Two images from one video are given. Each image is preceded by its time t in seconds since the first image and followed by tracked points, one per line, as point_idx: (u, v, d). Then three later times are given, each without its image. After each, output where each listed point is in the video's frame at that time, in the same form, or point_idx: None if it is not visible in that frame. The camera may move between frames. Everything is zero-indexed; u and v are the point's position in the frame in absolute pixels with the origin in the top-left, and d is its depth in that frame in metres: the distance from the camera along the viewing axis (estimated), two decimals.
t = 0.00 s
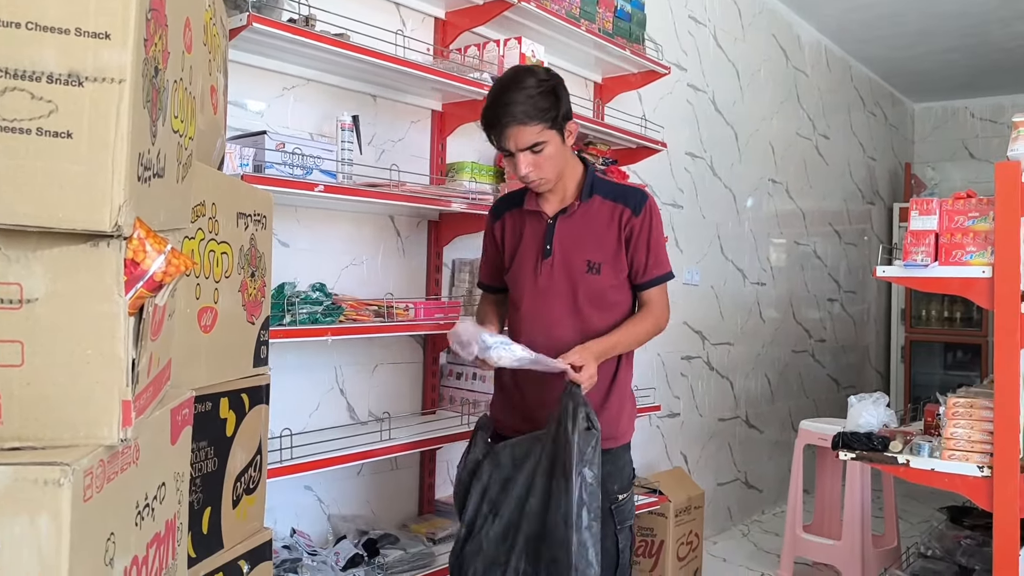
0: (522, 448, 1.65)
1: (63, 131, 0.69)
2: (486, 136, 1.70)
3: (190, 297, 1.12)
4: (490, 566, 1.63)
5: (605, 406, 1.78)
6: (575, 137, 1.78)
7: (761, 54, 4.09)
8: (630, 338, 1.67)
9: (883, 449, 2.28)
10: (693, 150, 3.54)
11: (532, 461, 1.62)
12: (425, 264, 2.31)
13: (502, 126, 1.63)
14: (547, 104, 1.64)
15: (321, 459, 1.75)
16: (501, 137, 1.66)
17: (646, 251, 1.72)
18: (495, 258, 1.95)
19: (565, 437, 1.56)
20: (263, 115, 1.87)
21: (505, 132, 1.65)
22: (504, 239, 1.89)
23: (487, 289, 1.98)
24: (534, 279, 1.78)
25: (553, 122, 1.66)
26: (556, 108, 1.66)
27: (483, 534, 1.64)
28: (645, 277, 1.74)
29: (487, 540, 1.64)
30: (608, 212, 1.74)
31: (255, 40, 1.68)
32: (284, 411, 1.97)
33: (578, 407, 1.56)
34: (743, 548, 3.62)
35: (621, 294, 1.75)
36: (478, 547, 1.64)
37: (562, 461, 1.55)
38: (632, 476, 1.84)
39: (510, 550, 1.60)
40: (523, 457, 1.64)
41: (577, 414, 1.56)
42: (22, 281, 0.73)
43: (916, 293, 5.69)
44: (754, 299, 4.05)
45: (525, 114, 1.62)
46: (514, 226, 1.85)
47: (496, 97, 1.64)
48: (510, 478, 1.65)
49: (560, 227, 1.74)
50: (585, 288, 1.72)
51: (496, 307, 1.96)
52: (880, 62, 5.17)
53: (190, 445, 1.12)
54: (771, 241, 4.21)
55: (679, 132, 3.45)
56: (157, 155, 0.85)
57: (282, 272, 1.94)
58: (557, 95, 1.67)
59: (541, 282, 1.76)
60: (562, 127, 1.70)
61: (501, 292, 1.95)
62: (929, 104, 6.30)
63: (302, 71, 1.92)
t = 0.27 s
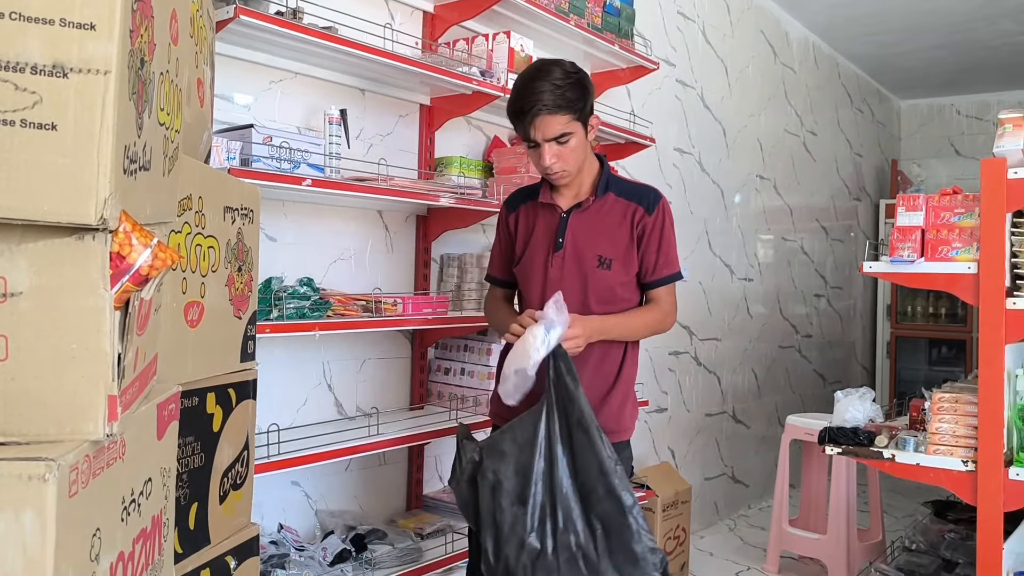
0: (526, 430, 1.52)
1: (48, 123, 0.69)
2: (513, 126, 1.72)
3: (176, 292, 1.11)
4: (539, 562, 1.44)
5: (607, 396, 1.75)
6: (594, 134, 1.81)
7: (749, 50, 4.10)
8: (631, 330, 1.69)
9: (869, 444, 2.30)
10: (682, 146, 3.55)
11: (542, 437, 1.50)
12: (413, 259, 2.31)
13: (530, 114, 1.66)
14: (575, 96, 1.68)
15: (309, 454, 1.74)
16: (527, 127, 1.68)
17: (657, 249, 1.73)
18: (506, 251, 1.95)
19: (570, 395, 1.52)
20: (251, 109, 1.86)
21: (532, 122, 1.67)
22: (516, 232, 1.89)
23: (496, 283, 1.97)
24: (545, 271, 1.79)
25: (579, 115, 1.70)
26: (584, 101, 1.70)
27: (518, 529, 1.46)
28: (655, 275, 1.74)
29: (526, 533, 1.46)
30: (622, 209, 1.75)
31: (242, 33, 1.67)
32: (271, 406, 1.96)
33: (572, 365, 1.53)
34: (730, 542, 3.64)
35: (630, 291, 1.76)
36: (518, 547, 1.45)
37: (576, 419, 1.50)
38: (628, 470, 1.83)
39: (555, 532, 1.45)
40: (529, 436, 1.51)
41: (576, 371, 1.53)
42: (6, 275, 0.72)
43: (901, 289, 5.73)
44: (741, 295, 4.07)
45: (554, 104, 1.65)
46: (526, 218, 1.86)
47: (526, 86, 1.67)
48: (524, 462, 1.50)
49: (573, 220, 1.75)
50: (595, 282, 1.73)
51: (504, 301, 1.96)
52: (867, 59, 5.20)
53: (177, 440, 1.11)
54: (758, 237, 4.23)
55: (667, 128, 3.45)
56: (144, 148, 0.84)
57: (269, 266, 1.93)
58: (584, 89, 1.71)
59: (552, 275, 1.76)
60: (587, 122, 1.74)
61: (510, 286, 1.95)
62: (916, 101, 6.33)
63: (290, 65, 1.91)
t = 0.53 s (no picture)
0: (568, 420, 1.54)
1: (44, 119, 0.69)
2: (532, 124, 1.74)
3: (173, 289, 1.11)
4: (603, 546, 1.47)
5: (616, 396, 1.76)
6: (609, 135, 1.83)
7: (746, 49, 4.10)
8: (642, 331, 1.70)
9: (864, 442, 2.30)
10: (679, 145, 3.56)
11: (586, 424, 1.54)
12: (410, 257, 2.31)
13: (550, 112, 1.68)
14: (594, 95, 1.70)
15: (307, 451, 1.74)
16: (547, 125, 1.70)
17: (670, 252, 1.74)
18: (517, 248, 1.95)
19: (606, 382, 1.58)
20: (247, 106, 1.86)
21: (551, 119, 1.69)
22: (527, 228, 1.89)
23: (506, 280, 1.97)
24: (557, 269, 1.79)
25: (597, 113, 1.72)
26: (602, 100, 1.72)
27: (579, 518, 1.47)
28: (667, 278, 1.75)
29: (587, 521, 1.47)
30: (637, 211, 1.76)
31: (239, 30, 1.67)
32: (268, 403, 1.96)
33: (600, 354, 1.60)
34: (726, 540, 3.65)
35: (641, 292, 1.77)
36: (582, 535, 1.46)
37: (616, 403, 1.56)
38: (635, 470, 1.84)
39: (615, 515, 1.49)
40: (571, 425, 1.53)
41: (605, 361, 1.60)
42: (2, 272, 0.72)
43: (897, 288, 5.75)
44: (737, 293, 4.08)
45: (573, 102, 1.67)
46: (539, 215, 1.86)
47: (546, 84, 1.69)
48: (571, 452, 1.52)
49: (588, 219, 1.75)
50: (608, 282, 1.73)
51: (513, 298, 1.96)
52: (864, 58, 5.21)
53: (174, 437, 1.11)
54: (755, 236, 4.24)
55: (664, 127, 3.45)
56: (140, 145, 0.84)
57: (266, 264, 1.93)
58: (604, 88, 1.73)
59: (564, 273, 1.76)
60: (604, 121, 1.76)
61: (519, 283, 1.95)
62: (912, 100, 6.34)
63: (287, 62, 1.91)
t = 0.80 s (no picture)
0: (578, 425, 1.55)
1: (46, 131, 0.69)
2: (543, 132, 1.76)
3: (174, 298, 1.12)
4: (600, 558, 1.47)
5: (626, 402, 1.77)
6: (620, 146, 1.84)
7: (746, 56, 4.11)
8: (652, 338, 1.71)
9: (865, 449, 2.30)
10: (679, 152, 3.56)
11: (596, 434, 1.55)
12: (411, 265, 2.31)
13: (560, 121, 1.69)
14: (605, 106, 1.71)
15: (306, 459, 1.75)
16: (556, 134, 1.72)
17: (679, 261, 1.76)
18: (528, 257, 1.97)
19: (618, 392, 1.60)
20: (249, 114, 1.87)
21: (561, 128, 1.70)
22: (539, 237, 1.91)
23: (517, 288, 1.98)
24: (569, 278, 1.81)
25: (608, 124, 1.73)
26: (613, 111, 1.73)
27: (578, 526, 1.48)
28: (676, 287, 1.77)
29: (586, 528, 1.48)
30: (647, 221, 1.78)
31: (240, 39, 1.68)
32: (268, 411, 1.97)
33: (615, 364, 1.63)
34: (727, 546, 3.64)
35: (650, 301, 1.79)
36: (580, 543, 1.47)
37: (627, 417, 1.58)
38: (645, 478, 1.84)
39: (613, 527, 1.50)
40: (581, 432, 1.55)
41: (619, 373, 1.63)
42: (5, 281, 0.73)
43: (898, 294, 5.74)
44: (738, 300, 4.08)
45: (584, 112, 1.68)
46: (550, 224, 1.88)
47: (557, 93, 1.71)
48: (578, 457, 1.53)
49: (599, 229, 1.78)
50: (618, 291, 1.75)
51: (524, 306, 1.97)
52: (864, 64, 5.22)
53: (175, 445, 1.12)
54: (755, 242, 4.24)
55: (664, 134, 3.46)
56: (141, 155, 0.85)
57: (267, 272, 1.94)
58: (615, 99, 1.74)
59: (575, 281, 1.79)
60: (615, 131, 1.77)
61: (530, 291, 1.97)
62: (912, 106, 6.35)
63: (288, 71, 1.92)
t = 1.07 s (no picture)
0: (560, 429, 1.55)
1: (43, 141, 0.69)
2: (541, 142, 1.77)
3: (171, 307, 1.12)
4: (559, 562, 1.48)
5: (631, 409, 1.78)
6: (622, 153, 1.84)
7: (741, 63, 4.13)
8: (654, 347, 1.70)
9: (863, 455, 2.29)
10: (675, 159, 3.57)
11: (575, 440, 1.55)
12: (408, 272, 2.31)
13: (556, 130, 1.70)
14: (601, 114, 1.71)
15: (303, 468, 1.74)
16: (552, 143, 1.73)
17: (681, 269, 1.76)
18: (533, 263, 1.98)
19: (606, 402, 1.59)
20: (245, 123, 1.87)
21: (558, 137, 1.71)
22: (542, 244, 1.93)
23: (522, 293, 2.00)
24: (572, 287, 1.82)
25: (605, 133, 1.73)
26: (610, 119, 1.73)
27: (544, 528, 1.49)
28: (679, 294, 1.77)
29: (551, 532, 1.49)
30: (650, 229, 1.78)
31: (237, 48, 1.68)
32: (265, 419, 1.96)
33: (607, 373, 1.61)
34: (725, 553, 3.63)
35: (654, 309, 1.79)
36: (544, 545, 1.48)
37: (608, 426, 1.57)
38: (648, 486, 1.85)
39: (579, 534, 1.51)
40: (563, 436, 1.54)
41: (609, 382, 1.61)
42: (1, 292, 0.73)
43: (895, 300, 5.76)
44: (735, 306, 4.08)
45: (580, 121, 1.69)
46: (554, 231, 1.90)
47: (554, 103, 1.72)
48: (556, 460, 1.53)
49: (602, 238, 1.78)
50: (620, 300, 1.76)
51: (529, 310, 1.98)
52: (859, 71, 5.24)
53: (171, 454, 1.12)
54: (752, 249, 4.25)
55: (660, 141, 3.47)
56: (138, 165, 0.85)
57: (264, 281, 1.94)
58: (612, 108, 1.74)
59: (578, 291, 1.80)
60: (614, 140, 1.76)
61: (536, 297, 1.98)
62: (908, 113, 6.38)
63: (284, 80, 1.92)
